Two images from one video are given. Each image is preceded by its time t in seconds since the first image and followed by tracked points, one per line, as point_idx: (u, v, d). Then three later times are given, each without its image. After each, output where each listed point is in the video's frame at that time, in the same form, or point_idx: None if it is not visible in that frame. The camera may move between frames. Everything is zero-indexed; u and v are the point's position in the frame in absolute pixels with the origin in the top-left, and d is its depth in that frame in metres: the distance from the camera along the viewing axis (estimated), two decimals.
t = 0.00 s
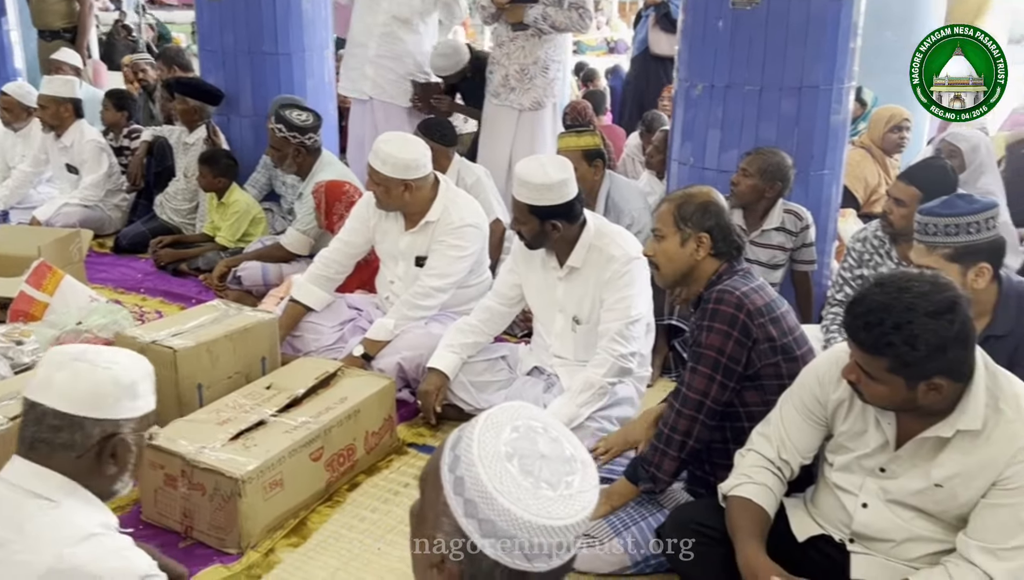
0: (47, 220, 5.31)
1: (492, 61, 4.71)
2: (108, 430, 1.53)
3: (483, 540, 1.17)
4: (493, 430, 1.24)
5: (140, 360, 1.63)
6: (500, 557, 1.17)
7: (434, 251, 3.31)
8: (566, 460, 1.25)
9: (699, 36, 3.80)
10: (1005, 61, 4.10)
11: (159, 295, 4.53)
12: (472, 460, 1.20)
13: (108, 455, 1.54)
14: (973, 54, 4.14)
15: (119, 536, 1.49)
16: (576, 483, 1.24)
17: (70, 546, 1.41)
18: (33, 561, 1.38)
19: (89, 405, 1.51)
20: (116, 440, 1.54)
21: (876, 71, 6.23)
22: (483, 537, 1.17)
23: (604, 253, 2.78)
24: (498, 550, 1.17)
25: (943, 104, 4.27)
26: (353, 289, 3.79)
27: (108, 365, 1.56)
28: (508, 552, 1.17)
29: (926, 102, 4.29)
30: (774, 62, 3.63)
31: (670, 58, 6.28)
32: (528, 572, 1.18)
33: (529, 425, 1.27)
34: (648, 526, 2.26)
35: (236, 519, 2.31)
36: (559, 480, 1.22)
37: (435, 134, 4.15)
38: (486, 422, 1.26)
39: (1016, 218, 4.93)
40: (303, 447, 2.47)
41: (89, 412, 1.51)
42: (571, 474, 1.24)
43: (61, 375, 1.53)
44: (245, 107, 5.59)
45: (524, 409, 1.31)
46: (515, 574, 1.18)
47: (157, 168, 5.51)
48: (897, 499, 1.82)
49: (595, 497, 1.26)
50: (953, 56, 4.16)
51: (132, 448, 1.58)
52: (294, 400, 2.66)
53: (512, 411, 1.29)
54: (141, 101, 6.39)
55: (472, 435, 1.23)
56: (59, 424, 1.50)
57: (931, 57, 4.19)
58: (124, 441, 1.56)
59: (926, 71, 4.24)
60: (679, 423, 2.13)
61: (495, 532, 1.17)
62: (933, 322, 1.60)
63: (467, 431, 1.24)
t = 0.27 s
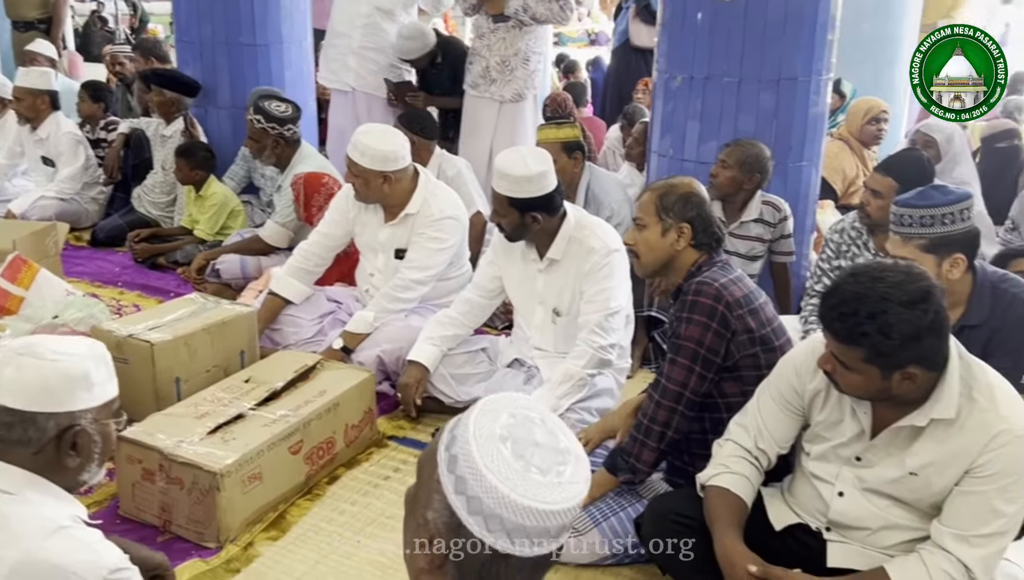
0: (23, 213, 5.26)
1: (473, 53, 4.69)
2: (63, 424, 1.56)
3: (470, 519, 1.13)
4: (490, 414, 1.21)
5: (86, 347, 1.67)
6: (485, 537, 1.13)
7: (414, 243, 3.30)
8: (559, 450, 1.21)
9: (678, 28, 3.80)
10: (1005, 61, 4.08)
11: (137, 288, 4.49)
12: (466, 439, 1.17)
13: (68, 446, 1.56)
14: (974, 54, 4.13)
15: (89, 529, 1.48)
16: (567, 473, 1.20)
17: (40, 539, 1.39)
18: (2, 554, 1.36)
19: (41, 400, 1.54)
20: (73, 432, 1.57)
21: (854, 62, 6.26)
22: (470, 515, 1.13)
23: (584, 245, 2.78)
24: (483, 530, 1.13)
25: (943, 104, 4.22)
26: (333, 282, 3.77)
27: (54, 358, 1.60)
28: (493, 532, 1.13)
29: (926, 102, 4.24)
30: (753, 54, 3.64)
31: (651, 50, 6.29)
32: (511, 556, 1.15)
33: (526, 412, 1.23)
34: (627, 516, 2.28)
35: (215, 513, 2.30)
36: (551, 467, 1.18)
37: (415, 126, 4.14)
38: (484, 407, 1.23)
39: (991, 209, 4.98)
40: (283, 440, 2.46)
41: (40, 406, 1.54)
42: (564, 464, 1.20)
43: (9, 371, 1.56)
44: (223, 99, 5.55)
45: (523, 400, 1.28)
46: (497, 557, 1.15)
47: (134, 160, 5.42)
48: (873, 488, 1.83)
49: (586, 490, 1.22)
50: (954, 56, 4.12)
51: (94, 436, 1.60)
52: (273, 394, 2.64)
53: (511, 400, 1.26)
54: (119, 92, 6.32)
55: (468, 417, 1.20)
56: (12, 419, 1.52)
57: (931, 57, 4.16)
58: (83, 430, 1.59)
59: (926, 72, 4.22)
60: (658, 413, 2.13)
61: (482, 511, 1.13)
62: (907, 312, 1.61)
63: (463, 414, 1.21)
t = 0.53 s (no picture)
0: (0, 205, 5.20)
1: (456, 45, 4.67)
2: (28, 415, 1.56)
3: (488, 488, 1.16)
4: (515, 396, 1.25)
5: (50, 336, 1.66)
6: (501, 505, 1.15)
7: (396, 236, 3.29)
8: (578, 435, 1.25)
9: (659, 20, 3.80)
10: (1005, 61, 4.23)
11: (117, 282, 4.46)
12: (491, 415, 1.21)
13: (36, 435, 1.57)
14: (973, 52, 4.26)
15: (62, 518, 1.46)
16: (584, 455, 1.23)
17: (12, 528, 1.37)
18: None
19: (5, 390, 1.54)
20: (40, 420, 1.58)
21: (836, 55, 6.29)
22: (488, 486, 1.16)
23: (566, 238, 2.78)
24: (500, 500, 1.15)
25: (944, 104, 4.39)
26: (314, 275, 3.76)
27: (16, 346, 1.59)
28: (509, 501, 1.15)
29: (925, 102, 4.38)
30: (734, 47, 3.65)
31: (634, 43, 6.30)
32: (524, 528, 1.15)
33: (549, 399, 1.27)
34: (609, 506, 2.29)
35: (195, 507, 2.29)
36: (569, 448, 1.22)
37: (398, 118, 4.10)
38: (509, 391, 1.27)
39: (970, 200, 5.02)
40: (265, 434, 2.46)
41: (5, 397, 1.54)
42: (581, 448, 1.24)
43: None
44: (204, 90, 5.51)
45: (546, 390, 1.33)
46: (510, 527, 1.15)
47: (114, 153, 5.37)
48: (852, 479, 1.85)
49: (601, 474, 1.25)
50: (953, 56, 4.27)
51: (62, 425, 1.61)
52: (254, 387, 2.63)
53: (535, 389, 1.31)
54: (99, 84, 6.26)
55: (494, 397, 1.24)
56: None
57: (930, 56, 4.28)
58: (50, 420, 1.59)
59: (926, 71, 4.35)
60: (639, 405, 2.14)
61: (500, 482, 1.16)
62: (887, 303, 1.62)
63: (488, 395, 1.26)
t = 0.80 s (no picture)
0: None
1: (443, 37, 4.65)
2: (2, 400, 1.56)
3: (503, 461, 1.15)
4: (527, 379, 1.26)
5: (20, 326, 1.68)
6: (514, 476, 1.14)
7: (381, 228, 3.28)
8: (586, 419, 1.25)
9: (646, 12, 3.79)
10: (1005, 61, 4.66)
11: (101, 275, 4.42)
12: (506, 392, 1.21)
13: (11, 425, 1.56)
14: (975, 54, 4.71)
15: (37, 506, 1.44)
16: (592, 437, 1.23)
17: None
18: None
19: None
20: (13, 410, 1.57)
21: (821, 48, 6.31)
22: (503, 458, 1.15)
23: (551, 230, 2.78)
24: (513, 471, 1.14)
25: (944, 103, 4.86)
26: (298, 268, 3.74)
27: None
28: (522, 473, 1.14)
29: (927, 100, 4.88)
30: (720, 39, 3.65)
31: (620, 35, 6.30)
32: (534, 500, 1.14)
33: (558, 386, 1.28)
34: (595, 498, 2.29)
35: (179, 501, 2.28)
36: (578, 428, 1.22)
37: (385, 110, 4.08)
38: (520, 376, 1.28)
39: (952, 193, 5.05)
40: (250, 427, 2.45)
41: None
42: (589, 431, 1.24)
43: None
44: (187, 82, 5.47)
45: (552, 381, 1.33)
46: (522, 499, 1.14)
47: (96, 145, 5.34)
48: (835, 469, 1.85)
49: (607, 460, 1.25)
50: (954, 56, 4.72)
51: (36, 415, 1.60)
52: (239, 380, 2.62)
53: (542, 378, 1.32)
54: (80, 75, 6.20)
55: (506, 379, 1.25)
56: None
57: (931, 57, 4.74)
58: (24, 410, 1.59)
59: (927, 72, 4.81)
60: (624, 396, 2.14)
61: (514, 454, 1.15)
62: (870, 295, 1.62)
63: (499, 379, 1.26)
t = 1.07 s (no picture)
0: None
1: (433, 29, 4.63)
2: None
3: (497, 445, 1.15)
4: (517, 367, 1.26)
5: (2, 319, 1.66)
6: (509, 459, 1.14)
7: (370, 221, 3.26)
8: (576, 406, 1.25)
9: (635, 4, 3.78)
10: (1005, 61, 4.40)
11: (89, 268, 4.40)
12: (499, 379, 1.21)
13: None
14: (974, 55, 4.47)
15: (22, 501, 1.42)
16: (583, 422, 1.24)
17: None
18: None
19: None
20: None
21: (811, 41, 6.31)
22: (498, 442, 1.15)
23: (541, 223, 2.78)
24: (508, 454, 1.14)
25: (943, 103, 4.65)
26: (288, 261, 3.72)
27: None
28: (516, 456, 1.14)
29: (927, 100, 4.66)
30: (710, 31, 3.65)
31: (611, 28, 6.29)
32: (528, 483, 1.14)
33: (547, 374, 1.28)
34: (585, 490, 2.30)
35: (169, 493, 2.27)
36: (569, 414, 1.23)
37: (380, 105, 4.06)
38: (510, 365, 1.28)
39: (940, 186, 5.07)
40: (240, 418, 2.44)
41: None
42: (580, 417, 1.24)
43: None
44: (175, 74, 5.43)
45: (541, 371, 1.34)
46: (516, 482, 1.14)
47: (84, 137, 5.30)
48: (824, 461, 1.86)
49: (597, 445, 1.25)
50: (954, 55, 4.48)
51: (16, 406, 1.60)
52: (228, 373, 2.61)
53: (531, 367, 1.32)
54: (67, 67, 6.14)
55: (496, 368, 1.25)
56: None
57: (929, 59, 4.50)
58: (6, 401, 1.59)
59: (927, 71, 4.57)
60: (613, 389, 2.14)
61: (509, 438, 1.15)
62: (858, 287, 1.63)
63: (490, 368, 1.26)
